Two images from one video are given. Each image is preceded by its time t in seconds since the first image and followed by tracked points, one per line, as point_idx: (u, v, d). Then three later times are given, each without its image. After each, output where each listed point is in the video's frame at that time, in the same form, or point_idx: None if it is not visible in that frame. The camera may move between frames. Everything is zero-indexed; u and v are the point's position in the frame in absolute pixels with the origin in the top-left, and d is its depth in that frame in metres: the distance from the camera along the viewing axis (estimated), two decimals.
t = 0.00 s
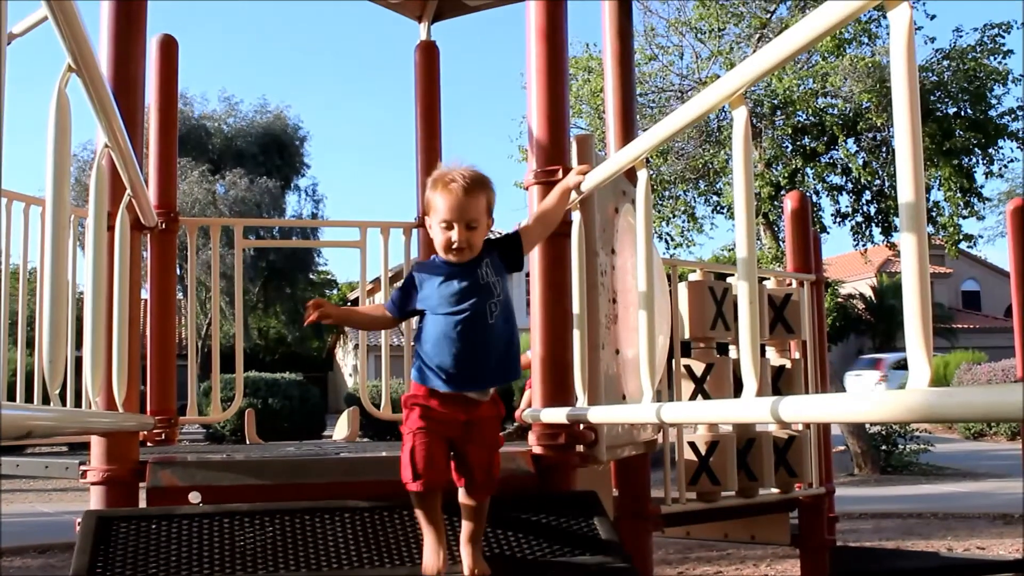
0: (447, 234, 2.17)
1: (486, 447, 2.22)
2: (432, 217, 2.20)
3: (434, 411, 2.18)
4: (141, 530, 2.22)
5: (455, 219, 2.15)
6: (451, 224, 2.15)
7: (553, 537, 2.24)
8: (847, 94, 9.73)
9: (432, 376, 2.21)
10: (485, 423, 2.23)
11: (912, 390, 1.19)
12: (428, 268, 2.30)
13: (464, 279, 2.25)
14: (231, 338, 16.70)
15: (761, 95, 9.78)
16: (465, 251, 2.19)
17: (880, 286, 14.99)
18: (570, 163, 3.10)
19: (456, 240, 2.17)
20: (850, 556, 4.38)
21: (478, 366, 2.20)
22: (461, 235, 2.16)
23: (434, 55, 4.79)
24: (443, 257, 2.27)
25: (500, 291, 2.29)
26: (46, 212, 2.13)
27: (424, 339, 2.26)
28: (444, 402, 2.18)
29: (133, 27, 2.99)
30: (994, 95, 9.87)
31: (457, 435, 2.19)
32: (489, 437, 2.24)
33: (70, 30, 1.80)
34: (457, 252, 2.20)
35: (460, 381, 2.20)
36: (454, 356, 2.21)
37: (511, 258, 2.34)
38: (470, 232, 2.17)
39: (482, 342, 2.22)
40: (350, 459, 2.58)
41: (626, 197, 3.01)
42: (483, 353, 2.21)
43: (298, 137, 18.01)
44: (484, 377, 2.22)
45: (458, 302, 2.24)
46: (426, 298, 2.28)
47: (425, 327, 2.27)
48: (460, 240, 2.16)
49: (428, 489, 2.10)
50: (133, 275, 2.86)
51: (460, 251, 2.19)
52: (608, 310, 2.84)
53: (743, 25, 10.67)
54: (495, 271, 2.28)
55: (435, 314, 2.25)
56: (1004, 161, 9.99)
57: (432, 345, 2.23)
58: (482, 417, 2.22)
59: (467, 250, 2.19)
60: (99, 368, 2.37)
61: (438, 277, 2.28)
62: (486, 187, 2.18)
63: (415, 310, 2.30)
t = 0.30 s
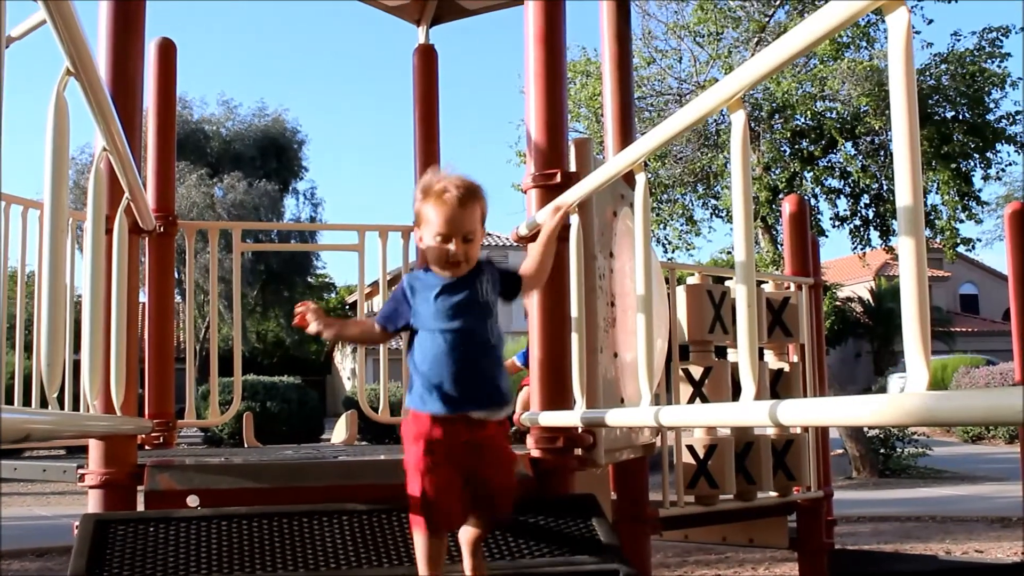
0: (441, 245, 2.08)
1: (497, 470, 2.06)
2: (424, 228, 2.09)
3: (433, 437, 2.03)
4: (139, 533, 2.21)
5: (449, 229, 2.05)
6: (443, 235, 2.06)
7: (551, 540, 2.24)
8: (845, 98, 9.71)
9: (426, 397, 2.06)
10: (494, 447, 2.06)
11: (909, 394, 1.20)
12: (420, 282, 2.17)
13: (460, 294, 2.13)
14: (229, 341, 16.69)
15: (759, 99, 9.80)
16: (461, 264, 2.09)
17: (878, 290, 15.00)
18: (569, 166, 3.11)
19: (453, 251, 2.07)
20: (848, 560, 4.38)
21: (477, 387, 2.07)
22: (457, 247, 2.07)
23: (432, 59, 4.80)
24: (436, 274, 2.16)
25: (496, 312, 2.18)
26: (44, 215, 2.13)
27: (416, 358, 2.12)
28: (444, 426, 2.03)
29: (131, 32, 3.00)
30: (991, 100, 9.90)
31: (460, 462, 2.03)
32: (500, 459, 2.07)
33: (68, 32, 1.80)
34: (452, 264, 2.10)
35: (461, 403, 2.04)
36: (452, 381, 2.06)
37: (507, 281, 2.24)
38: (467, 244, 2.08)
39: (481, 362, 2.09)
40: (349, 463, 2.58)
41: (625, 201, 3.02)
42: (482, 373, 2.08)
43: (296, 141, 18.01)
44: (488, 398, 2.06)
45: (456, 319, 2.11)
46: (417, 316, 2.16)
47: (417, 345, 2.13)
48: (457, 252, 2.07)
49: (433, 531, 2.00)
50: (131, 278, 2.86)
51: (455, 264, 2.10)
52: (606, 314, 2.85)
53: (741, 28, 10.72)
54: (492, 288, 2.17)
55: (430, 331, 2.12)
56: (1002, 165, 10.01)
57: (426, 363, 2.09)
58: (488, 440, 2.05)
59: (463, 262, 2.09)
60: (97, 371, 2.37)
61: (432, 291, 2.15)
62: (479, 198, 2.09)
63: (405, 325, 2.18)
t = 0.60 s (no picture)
0: (444, 249, 2.06)
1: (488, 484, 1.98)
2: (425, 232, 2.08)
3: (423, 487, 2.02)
4: (137, 531, 2.21)
5: (452, 231, 2.04)
6: (447, 235, 2.04)
7: (550, 539, 2.25)
8: (843, 98, 9.74)
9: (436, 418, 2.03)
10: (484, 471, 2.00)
11: (908, 392, 1.20)
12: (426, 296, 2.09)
13: (471, 311, 2.09)
14: (227, 339, 16.70)
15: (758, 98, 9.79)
16: (465, 270, 2.08)
17: (877, 289, 15.02)
18: (567, 165, 3.11)
19: (456, 257, 2.07)
20: (846, 559, 4.38)
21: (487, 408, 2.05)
22: (461, 250, 2.06)
23: (431, 57, 4.79)
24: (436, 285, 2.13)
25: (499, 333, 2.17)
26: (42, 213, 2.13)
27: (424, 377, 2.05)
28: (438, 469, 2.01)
29: (129, 33, 2.99)
30: (990, 99, 9.91)
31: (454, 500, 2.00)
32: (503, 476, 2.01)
33: (66, 31, 1.80)
34: (456, 272, 2.08)
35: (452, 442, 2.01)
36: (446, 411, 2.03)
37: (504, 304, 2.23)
38: (470, 248, 2.07)
39: (490, 382, 2.07)
40: (348, 462, 2.58)
41: (623, 200, 3.02)
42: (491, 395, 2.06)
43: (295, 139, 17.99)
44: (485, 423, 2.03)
45: (467, 337, 2.07)
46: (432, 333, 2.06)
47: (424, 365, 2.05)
48: (461, 256, 2.06)
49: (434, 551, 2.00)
50: (129, 276, 2.86)
51: (458, 272, 2.08)
52: (605, 313, 2.86)
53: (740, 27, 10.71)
54: (497, 307, 2.16)
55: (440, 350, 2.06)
56: (1000, 164, 10.03)
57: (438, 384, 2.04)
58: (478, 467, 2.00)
59: (467, 268, 2.08)
60: (95, 370, 2.37)
61: (443, 307, 2.08)
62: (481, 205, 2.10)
63: (416, 347, 2.04)
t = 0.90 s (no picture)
0: (462, 259, 1.95)
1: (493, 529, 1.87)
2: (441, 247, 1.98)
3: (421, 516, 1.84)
4: (135, 531, 2.21)
5: (470, 241, 1.95)
6: (468, 245, 1.95)
7: (548, 537, 2.25)
8: (841, 97, 9.74)
9: (441, 450, 1.87)
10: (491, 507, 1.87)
11: (907, 391, 1.20)
12: (436, 319, 1.96)
13: (485, 336, 1.95)
14: (226, 338, 16.71)
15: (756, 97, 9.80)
16: (483, 286, 1.96)
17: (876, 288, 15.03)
18: (566, 164, 3.09)
19: (476, 268, 1.95)
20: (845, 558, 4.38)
21: (496, 441, 1.90)
22: (480, 259, 1.95)
23: (429, 56, 4.79)
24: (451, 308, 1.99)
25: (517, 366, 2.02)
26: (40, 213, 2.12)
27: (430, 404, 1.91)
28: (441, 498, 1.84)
29: (127, 35, 3.00)
30: (988, 99, 9.91)
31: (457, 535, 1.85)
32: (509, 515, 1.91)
33: (64, 31, 1.80)
34: (475, 287, 1.96)
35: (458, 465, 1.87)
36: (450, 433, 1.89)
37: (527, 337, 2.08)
38: (488, 262, 1.96)
39: (500, 413, 1.92)
40: (347, 461, 2.58)
41: (622, 199, 3.01)
42: (499, 427, 1.91)
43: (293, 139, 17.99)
44: (497, 454, 1.90)
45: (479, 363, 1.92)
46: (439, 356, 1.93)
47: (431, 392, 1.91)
48: (479, 269, 1.94)
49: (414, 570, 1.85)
50: (127, 276, 2.86)
51: (478, 285, 1.96)
52: (604, 312, 2.86)
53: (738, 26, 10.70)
54: (513, 336, 2.01)
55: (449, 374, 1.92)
56: (998, 164, 10.04)
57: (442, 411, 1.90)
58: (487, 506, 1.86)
59: (486, 284, 1.96)
60: (94, 369, 2.37)
61: (454, 329, 1.94)
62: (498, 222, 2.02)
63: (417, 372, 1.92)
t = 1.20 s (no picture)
0: (473, 250, 1.67)
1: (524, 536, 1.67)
2: (449, 237, 1.70)
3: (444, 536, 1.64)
4: (135, 532, 2.21)
5: (483, 228, 1.66)
6: (479, 235, 1.66)
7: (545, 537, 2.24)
8: (841, 96, 9.74)
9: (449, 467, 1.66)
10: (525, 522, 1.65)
11: (907, 391, 1.20)
12: (436, 321, 1.69)
13: (488, 340, 1.66)
14: (225, 338, 16.72)
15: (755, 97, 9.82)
16: (498, 278, 1.67)
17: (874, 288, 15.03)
18: (565, 165, 3.09)
19: (489, 259, 1.66)
20: (843, 559, 4.38)
21: (506, 457, 1.64)
22: (492, 251, 1.66)
23: (428, 56, 4.79)
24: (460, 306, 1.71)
25: (538, 368, 1.72)
26: (38, 213, 2.12)
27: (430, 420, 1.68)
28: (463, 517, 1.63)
29: (126, 37, 3.00)
30: (987, 99, 9.93)
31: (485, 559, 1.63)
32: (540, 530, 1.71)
33: (63, 31, 1.79)
34: (488, 282, 1.67)
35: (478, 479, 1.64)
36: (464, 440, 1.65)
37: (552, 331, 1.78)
38: (505, 249, 1.67)
39: (513, 427, 1.65)
40: (345, 461, 2.58)
41: (620, 199, 3.01)
42: (512, 444, 1.64)
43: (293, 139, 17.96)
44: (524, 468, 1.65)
45: (479, 374, 1.65)
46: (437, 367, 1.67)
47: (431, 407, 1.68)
48: (494, 255, 1.65)
49: None
50: (127, 276, 2.85)
51: (492, 279, 1.67)
52: (602, 312, 2.87)
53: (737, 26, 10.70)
54: (529, 335, 1.71)
55: (447, 388, 1.66)
56: (997, 163, 10.05)
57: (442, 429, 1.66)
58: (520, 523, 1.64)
59: (501, 275, 1.67)
60: (92, 370, 2.37)
61: (452, 335, 1.67)
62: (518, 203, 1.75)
63: (413, 383, 1.69)
